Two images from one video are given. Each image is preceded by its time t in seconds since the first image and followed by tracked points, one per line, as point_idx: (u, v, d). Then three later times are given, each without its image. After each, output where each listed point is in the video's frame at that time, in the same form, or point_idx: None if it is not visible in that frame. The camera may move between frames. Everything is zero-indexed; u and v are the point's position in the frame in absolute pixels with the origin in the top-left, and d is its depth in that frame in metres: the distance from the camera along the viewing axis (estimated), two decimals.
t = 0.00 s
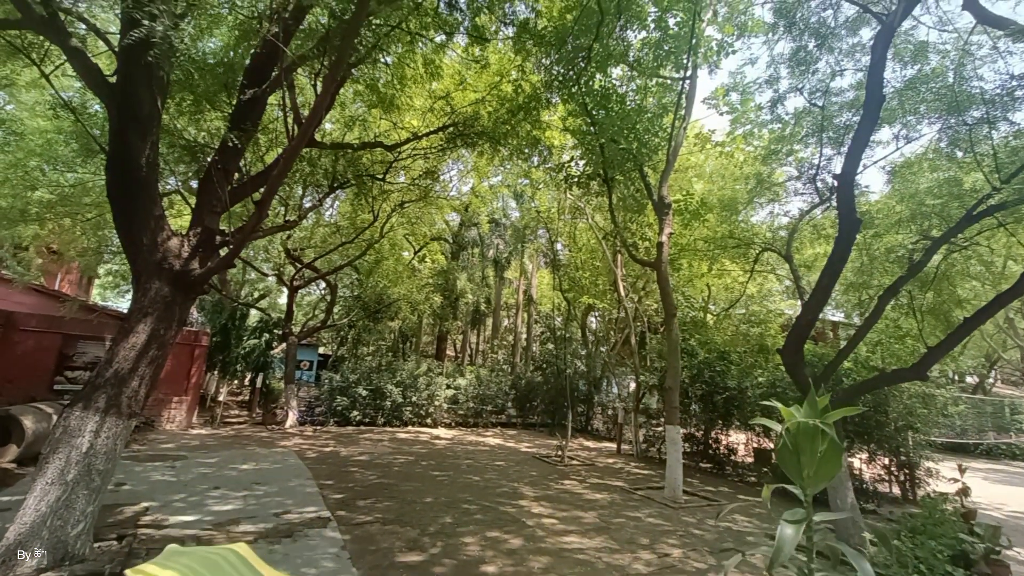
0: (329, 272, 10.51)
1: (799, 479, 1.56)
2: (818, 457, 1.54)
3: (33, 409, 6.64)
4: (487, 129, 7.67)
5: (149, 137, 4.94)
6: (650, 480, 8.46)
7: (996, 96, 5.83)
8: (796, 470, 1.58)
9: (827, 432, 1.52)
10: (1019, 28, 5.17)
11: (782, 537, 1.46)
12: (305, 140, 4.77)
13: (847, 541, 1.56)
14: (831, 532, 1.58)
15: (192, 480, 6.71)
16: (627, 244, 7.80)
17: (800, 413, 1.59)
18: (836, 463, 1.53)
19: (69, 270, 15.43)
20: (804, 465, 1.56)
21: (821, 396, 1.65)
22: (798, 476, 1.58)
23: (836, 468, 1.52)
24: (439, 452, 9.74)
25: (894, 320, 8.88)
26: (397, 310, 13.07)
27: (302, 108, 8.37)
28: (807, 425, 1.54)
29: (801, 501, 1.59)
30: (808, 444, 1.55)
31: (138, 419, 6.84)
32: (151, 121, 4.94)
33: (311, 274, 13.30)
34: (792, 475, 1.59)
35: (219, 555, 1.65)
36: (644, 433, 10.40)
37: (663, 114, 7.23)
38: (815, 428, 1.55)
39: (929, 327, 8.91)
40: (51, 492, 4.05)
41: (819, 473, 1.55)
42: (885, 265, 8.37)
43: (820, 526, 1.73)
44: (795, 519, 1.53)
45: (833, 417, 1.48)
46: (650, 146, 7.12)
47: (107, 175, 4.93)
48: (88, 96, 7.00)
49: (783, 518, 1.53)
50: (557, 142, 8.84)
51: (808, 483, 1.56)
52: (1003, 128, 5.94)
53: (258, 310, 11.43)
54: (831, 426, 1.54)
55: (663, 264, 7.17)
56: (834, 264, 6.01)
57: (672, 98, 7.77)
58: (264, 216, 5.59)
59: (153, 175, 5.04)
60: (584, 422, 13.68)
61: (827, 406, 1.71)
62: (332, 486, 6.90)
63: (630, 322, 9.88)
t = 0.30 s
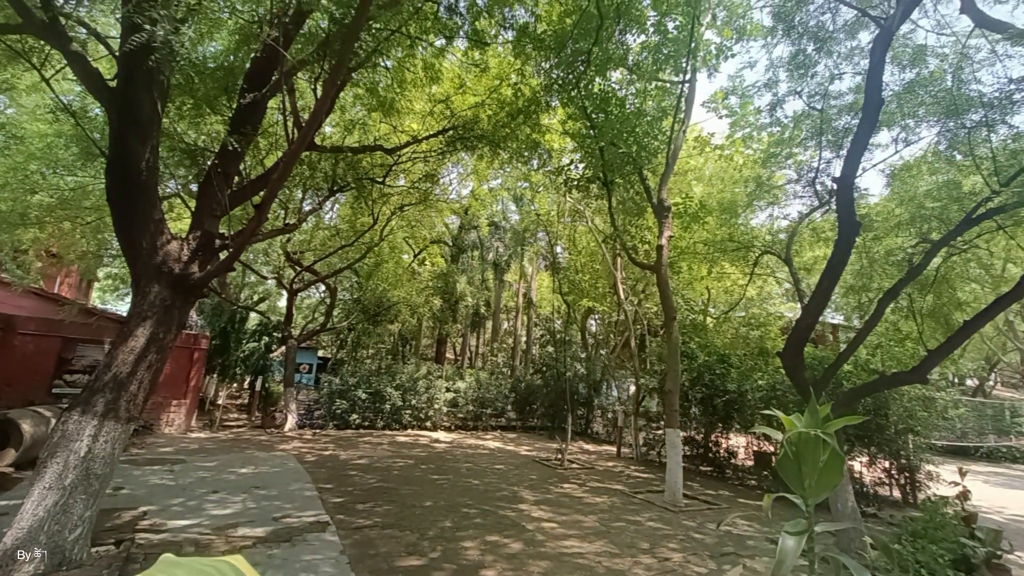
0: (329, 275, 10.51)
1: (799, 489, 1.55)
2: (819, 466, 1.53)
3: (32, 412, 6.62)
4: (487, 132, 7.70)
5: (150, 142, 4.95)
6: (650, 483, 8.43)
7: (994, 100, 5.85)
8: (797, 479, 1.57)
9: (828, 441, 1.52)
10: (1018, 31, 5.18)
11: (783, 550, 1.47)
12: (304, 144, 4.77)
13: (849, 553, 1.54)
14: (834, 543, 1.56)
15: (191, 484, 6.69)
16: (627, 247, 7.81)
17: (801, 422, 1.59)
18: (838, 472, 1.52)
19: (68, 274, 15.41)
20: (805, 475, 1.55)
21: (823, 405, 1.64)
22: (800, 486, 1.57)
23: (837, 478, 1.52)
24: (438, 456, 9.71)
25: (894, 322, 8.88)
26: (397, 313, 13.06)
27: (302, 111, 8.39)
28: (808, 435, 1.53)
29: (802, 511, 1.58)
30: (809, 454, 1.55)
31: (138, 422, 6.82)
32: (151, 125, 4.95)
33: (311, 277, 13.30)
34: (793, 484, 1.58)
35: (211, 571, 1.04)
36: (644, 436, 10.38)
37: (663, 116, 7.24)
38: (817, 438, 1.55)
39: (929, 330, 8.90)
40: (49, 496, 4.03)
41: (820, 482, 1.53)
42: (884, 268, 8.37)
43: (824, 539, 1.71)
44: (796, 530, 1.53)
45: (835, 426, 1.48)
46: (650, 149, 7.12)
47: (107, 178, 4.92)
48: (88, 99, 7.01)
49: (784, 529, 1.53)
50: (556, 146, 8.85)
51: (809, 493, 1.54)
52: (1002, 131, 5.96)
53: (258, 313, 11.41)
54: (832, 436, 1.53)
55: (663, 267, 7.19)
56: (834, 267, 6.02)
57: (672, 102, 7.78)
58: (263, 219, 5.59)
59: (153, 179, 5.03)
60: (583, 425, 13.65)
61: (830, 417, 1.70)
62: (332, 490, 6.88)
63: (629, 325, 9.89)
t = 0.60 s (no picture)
0: (329, 280, 10.50)
1: (803, 504, 1.49)
2: (823, 481, 1.48)
3: (30, 419, 6.59)
4: (487, 138, 7.73)
5: (151, 148, 4.97)
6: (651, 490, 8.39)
7: (992, 106, 5.87)
8: (801, 496, 1.51)
9: (833, 455, 1.48)
10: (1016, 38, 5.20)
11: (787, 568, 1.41)
12: (305, 152, 4.77)
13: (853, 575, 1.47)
14: (838, 563, 1.49)
15: (189, 491, 6.64)
16: (627, 253, 7.81)
17: (804, 437, 1.55)
18: (841, 489, 1.48)
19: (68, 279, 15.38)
20: (808, 491, 1.50)
21: (824, 421, 1.62)
22: (804, 503, 1.51)
23: (842, 495, 1.47)
24: (438, 462, 9.67)
25: (894, 328, 8.87)
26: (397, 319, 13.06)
27: (303, 118, 8.42)
28: (810, 449, 1.50)
29: (806, 528, 1.52)
30: (811, 470, 1.50)
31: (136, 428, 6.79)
32: (152, 132, 4.96)
33: (311, 283, 13.29)
34: (795, 500, 1.52)
35: None
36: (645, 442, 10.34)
37: (663, 122, 7.27)
38: (820, 451, 1.51)
39: (930, 336, 8.88)
40: (47, 503, 4.00)
41: (824, 498, 1.48)
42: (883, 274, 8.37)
43: (825, 561, 1.64)
44: (799, 547, 1.48)
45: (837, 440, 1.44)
46: (650, 155, 7.12)
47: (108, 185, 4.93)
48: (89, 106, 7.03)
49: (789, 546, 1.48)
50: (556, 152, 8.88)
51: (813, 508, 1.49)
52: (1000, 138, 5.98)
53: (258, 318, 11.40)
54: (835, 451, 1.49)
55: (663, 272, 7.19)
56: (834, 273, 6.02)
57: (671, 108, 7.80)
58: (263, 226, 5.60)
59: (154, 185, 5.04)
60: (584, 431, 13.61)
61: (830, 434, 1.67)
62: (331, 497, 6.84)
63: (629, 330, 9.89)
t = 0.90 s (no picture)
0: (330, 282, 10.51)
1: (803, 507, 1.48)
2: (824, 484, 1.47)
3: (31, 420, 6.60)
4: (488, 140, 7.73)
5: (152, 150, 4.96)
6: (651, 492, 8.38)
7: (993, 108, 5.88)
8: (801, 498, 1.51)
9: (833, 458, 1.48)
10: (1016, 41, 5.21)
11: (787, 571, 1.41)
12: (306, 155, 4.77)
13: None
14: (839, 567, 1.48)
15: (189, 493, 6.63)
16: (627, 255, 7.81)
17: (804, 440, 1.55)
18: (842, 493, 1.47)
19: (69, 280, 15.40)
20: (809, 493, 1.49)
21: (825, 425, 1.62)
22: (804, 505, 1.51)
23: (843, 498, 1.46)
24: (438, 464, 9.66)
25: (895, 330, 8.87)
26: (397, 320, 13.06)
27: (304, 120, 8.44)
28: (811, 452, 1.49)
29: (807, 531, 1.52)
30: (812, 472, 1.50)
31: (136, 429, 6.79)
32: (154, 134, 4.97)
33: (312, 284, 13.29)
34: (796, 503, 1.52)
35: None
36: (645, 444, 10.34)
37: (663, 125, 7.30)
38: (821, 455, 1.50)
39: (930, 339, 8.87)
40: (47, 505, 3.99)
41: (825, 501, 1.47)
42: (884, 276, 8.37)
43: (825, 566, 1.63)
44: (800, 551, 1.47)
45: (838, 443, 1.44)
46: (650, 157, 7.14)
47: (110, 187, 4.94)
48: (90, 108, 7.05)
49: (789, 550, 1.47)
50: (556, 154, 8.89)
51: (813, 511, 1.48)
52: (1001, 140, 5.98)
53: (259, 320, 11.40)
54: (836, 454, 1.49)
55: (663, 274, 7.20)
56: (834, 275, 6.02)
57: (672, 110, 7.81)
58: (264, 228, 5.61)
59: (156, 188, 5.04)
60: (584, 433, 13.61)
61: (830, 436, 1.67)
62: (331, 499, 6.84)
63: (630, 332, 9.88)
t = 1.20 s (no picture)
0: (330, 283, 10.50)
1: (803, 507, 1.48)
2: (824, 485, 1.47)
3: (31, 421, 6.59)
4: (488, 141, 7.72)
5: (152, 151, 4.96)
6: (651, 493, 8.36)
7: (992, 109, 5.88)
8: (802, 499, 1.51)
9: (833, 458, 1.48)
10: (1016, 42, 5.22)
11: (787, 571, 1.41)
12: (306, 156, 4.76)
13: None
14: (840, 566, 1.48)
15: (189, 494, 6.62)
16: (627, 255, 7.80)
17: (805, 440, 1.55)
18: (842, 493, 1.47)
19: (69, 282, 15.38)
20: (809, 494, 1.49)
21: (825, 425, 1.62)
22: (805, 506, 1.50)
23: (843, 498, 1.46)
24: (438, 465, 9.65)
25: (894, 331, 8.87)
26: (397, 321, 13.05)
27: (304, 121, 8.45)
28: (812, 453, 1.49)
29: (807, 531, 1.52)
30: (812, 473, 1.50)
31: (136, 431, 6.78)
32: (154, 136, 4.97)
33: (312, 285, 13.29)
34: (796, 503, 1.52)
35: None
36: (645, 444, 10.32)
37: (663, 126, 7.30)
38: (822, 455, 1.50)
39: (930, 339, 8.87)
40: (47, 507, 3.98)
41: (825, 501, 1.47)
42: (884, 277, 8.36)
43: (825, 566, 1.63)
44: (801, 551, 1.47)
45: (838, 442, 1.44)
46: (650, 158, 7.15)
47: (109, 188, 4.93)
48: (90, 109, 7.04)
49: (790, 550, 1.47)
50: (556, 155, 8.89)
51: (814, 511, 1.48)
52: (1001, 140, 5.98)
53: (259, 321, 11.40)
54: (837, 454, 1.49)
55: (663, 275, 7.20)
56: (834, 275, 6.02)
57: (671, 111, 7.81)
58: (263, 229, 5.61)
59: (155, 189, 5.03)
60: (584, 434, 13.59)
61: (831, 437, 1.67)
62: (331, 500, 6.83)
63: (630, 332, 9.87)
